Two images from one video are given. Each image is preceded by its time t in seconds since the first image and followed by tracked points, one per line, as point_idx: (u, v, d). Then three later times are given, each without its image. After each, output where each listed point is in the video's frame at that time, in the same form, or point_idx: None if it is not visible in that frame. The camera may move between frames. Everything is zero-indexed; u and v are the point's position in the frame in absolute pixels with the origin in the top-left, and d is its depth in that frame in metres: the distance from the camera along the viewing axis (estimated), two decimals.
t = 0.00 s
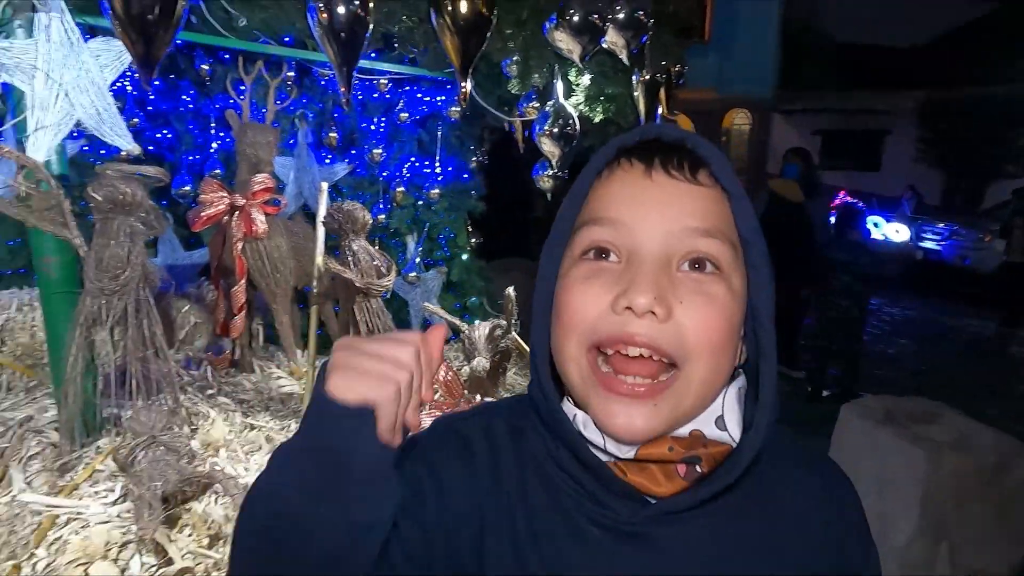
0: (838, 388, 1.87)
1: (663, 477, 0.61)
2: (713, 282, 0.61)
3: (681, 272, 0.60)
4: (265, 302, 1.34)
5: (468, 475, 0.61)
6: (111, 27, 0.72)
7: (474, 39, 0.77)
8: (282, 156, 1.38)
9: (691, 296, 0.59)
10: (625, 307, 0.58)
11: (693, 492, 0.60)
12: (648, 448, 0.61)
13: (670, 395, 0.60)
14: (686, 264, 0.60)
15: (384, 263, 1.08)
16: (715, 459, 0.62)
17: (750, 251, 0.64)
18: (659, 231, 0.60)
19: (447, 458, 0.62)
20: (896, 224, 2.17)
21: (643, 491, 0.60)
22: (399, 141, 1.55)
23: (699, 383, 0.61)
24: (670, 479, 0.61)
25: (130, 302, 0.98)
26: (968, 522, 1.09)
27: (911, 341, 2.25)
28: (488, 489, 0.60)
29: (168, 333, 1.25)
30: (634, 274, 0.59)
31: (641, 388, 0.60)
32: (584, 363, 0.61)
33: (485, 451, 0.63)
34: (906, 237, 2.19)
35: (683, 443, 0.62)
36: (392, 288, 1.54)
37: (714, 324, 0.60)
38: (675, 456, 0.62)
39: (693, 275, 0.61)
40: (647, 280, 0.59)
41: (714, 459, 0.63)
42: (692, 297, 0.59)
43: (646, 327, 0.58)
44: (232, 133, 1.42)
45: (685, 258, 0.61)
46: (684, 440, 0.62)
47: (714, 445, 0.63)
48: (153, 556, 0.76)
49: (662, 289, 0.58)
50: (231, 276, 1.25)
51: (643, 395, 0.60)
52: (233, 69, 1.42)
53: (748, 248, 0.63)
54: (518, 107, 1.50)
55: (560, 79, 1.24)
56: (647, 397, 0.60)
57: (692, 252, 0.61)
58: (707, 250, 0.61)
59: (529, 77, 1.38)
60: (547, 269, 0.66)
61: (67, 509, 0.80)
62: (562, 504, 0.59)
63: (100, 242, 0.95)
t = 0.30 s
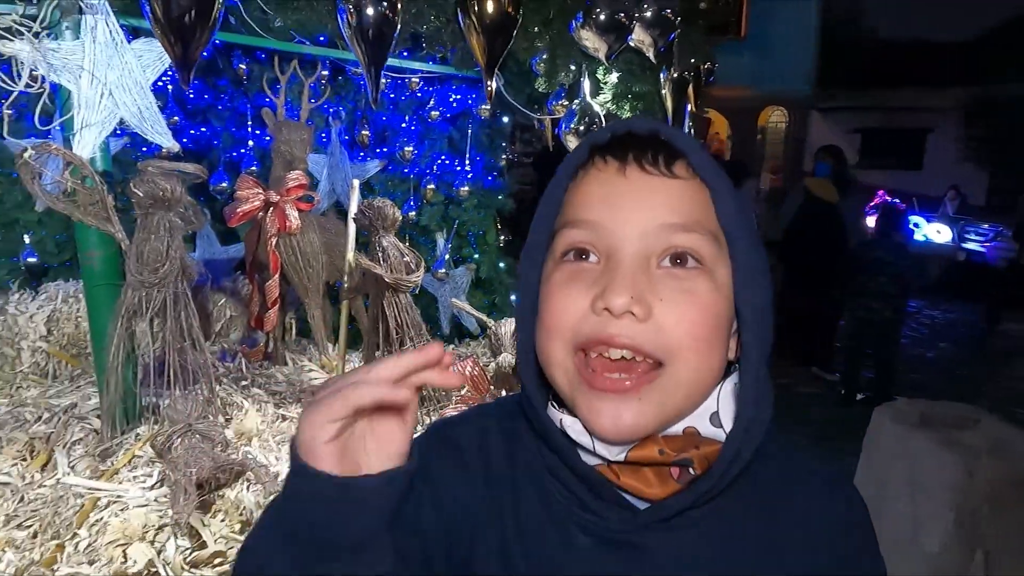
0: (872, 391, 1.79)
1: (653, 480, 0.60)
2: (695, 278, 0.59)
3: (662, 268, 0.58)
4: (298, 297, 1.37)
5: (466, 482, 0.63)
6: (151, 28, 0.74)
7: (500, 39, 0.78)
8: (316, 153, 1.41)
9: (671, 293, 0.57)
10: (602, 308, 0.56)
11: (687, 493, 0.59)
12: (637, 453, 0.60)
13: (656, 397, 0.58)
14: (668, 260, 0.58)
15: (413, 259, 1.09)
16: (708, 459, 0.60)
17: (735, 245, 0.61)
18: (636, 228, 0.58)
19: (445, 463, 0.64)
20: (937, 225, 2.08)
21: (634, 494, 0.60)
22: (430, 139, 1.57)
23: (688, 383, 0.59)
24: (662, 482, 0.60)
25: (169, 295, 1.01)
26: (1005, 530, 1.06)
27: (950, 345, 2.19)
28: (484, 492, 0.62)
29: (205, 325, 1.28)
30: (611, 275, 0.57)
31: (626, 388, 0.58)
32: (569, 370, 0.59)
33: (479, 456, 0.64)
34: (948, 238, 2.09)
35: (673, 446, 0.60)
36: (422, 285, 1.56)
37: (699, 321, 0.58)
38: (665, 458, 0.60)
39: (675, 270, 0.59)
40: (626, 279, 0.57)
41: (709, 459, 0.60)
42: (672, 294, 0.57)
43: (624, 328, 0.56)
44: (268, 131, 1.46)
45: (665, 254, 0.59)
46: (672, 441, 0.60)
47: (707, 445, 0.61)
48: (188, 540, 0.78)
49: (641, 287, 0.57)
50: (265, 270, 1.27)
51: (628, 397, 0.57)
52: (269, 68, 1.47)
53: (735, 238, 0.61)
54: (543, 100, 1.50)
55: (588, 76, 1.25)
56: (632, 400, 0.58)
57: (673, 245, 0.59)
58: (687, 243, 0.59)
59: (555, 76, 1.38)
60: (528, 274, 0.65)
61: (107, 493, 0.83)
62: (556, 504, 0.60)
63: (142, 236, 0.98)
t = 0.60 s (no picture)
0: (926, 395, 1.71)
1: (693, 472, 0.59)
2: (724, 284, 0.57)
3: (689, 275, 0.56)
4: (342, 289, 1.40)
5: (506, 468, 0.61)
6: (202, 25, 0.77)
7: (543, 32, 0.78)
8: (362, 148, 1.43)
9: (698, 303, 0.55)
10: (625, 318, 0.55)
11: (714, 488, 0.59)
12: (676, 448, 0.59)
13: (682, 403, 0.57)
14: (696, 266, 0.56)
15: (455, 253, 1.10)
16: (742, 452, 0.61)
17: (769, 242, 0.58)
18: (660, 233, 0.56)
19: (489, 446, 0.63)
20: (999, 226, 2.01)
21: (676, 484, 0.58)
22: (474, 134, 1.57)
23: (715, 385, 0.58)
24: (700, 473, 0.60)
25: (219, 285, 1.04)
26: None
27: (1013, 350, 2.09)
28: (523, 479, 0.61)
29: (253, 315, 1.31)
30: (635, 282, 0.56)
31: (652, 394, 0.57)
32: (597, 373, 0.59)
33: (519, 442, 0.63)
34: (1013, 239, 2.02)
35: (708, 441, 0.59)
36: (464, 279, 1.57)
37: (726, 328, 0.56)
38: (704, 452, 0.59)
39: (703, 276, 0.56)
40: (649, 288, 0.55)
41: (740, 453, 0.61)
42: (699, 303, 0.55)
43: (648, 339, 0.55)
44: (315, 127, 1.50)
45: (692, 258, 0.56)
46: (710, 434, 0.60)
47: (742, 439, 0.61)
48: (233, 522, 0.80)
49: (665, 296, 0.55)
50: (312, 263, 1.30)
51: (653, 403, 0.57)
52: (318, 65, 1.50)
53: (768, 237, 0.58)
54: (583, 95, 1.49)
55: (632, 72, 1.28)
56: (657, 404, 0.57)
57: (702, 250, 0.56)
58: (716, 247, 0.56)
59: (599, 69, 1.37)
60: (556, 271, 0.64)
61: (159, 474, 0.86)
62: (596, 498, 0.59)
63: (194, 228, 1.01)
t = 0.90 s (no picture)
0: (971, 401, 1.66)
1: (723, 471, 0.58)
2: (754, 268, 0.55)
3: (715, 256, 0.56)
4: (374, 283, 1.41)
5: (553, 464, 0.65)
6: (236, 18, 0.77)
7: (576, 24, 0.77)
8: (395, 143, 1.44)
9: (722, 285, 0.54)
10: (644, 290, 0.56)
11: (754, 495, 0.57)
12: (695, 440, 0.58)
13: (696, 384, 0.56)
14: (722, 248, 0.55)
15: (486, 248, 1.10)
16: (771, 450, 0.57)
17: (817, 234, 0.55)
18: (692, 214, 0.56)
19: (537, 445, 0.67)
20: None
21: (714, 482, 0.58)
22: (506, 129, 1.57)
23: (737, 374, 0.56)
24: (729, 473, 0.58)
25: (254, 277, 1.06)
26: None
27: None
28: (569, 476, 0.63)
29: (286, 307, 1.33)
30: (656, 258, 0.57)
31: (667, 375, 0.56)
32: (621, 349, 0.60)
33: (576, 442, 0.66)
34: None
35: (728, 435, 0.58)
36: (495, 274, 1.57)
37: (751, 315, 0.55)
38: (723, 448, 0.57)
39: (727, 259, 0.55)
40: (670, 264, 0.56)
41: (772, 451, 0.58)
42: (723, 285, 0.54)
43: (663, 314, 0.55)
44: (350, 122, 1.51)
45: (712, 238, 0.56)
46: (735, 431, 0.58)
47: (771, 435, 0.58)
48: (264, 511, 0.81)
49: (686, 273, 0.55)
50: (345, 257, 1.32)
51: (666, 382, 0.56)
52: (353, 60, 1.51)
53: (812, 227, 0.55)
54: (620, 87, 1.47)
55: (668, 62, 1.26)
56: (671, 385, 0.56)
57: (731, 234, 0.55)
58: (748, 232, 0.55)
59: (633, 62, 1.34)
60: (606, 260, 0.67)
61: (194, 462, 0.88)
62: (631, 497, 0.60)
63: (231, 221, 1.03)
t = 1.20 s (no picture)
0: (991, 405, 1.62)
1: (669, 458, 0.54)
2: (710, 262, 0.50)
3: (672, 245, 0.51)
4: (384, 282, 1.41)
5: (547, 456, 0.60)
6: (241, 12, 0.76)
7: (584, 20, 0.76)
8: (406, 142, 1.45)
9: (673, 277, 0.50)
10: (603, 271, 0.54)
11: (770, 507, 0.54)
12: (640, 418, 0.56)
13: (642, 379, 0.53)
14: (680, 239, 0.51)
15: (496, 247, 1.09)
16: (708, 448, 0.52)
17: (797, 235, 0.48)
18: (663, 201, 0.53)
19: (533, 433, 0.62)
20: None
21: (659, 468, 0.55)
22: (518, 127, 1.56)
23: (691, 377, 0.52)
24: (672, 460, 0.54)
25: (264, 275, 1.06)
26: None
27: None
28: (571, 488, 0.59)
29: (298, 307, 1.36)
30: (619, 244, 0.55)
31: (618, 367, 0.53)
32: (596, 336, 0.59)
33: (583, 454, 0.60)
34: None
35: (663, 416, 0.55)
36: (506, 274, 1.57)
37: (700, 312, 0.50)
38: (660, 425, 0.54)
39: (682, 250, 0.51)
40: (626, 248, 0.53)
41: (712, 449, 0.53)
42: (673, 277, 0.50)
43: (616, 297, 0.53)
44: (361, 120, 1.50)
45: (669, 229, 0.52)
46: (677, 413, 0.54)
47: (711, 431, 0.52)
48: (271, 511, 0.81)
49: (637, 259, 0.52)
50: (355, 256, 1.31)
51: (616, 373, 0.54)
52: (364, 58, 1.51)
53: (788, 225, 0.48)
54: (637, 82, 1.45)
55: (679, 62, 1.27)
56: (621, 377, 0.54)
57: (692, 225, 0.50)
58: (709, 223, 0.50)
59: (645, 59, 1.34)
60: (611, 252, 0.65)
61: (202, 461, 0.87)
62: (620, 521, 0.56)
63: (241, 219, 1.03)
